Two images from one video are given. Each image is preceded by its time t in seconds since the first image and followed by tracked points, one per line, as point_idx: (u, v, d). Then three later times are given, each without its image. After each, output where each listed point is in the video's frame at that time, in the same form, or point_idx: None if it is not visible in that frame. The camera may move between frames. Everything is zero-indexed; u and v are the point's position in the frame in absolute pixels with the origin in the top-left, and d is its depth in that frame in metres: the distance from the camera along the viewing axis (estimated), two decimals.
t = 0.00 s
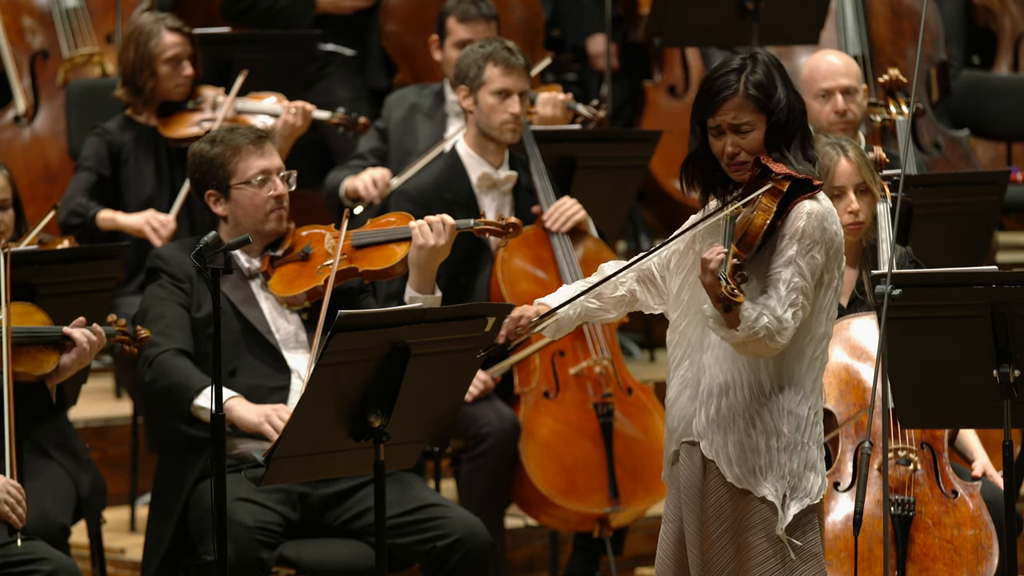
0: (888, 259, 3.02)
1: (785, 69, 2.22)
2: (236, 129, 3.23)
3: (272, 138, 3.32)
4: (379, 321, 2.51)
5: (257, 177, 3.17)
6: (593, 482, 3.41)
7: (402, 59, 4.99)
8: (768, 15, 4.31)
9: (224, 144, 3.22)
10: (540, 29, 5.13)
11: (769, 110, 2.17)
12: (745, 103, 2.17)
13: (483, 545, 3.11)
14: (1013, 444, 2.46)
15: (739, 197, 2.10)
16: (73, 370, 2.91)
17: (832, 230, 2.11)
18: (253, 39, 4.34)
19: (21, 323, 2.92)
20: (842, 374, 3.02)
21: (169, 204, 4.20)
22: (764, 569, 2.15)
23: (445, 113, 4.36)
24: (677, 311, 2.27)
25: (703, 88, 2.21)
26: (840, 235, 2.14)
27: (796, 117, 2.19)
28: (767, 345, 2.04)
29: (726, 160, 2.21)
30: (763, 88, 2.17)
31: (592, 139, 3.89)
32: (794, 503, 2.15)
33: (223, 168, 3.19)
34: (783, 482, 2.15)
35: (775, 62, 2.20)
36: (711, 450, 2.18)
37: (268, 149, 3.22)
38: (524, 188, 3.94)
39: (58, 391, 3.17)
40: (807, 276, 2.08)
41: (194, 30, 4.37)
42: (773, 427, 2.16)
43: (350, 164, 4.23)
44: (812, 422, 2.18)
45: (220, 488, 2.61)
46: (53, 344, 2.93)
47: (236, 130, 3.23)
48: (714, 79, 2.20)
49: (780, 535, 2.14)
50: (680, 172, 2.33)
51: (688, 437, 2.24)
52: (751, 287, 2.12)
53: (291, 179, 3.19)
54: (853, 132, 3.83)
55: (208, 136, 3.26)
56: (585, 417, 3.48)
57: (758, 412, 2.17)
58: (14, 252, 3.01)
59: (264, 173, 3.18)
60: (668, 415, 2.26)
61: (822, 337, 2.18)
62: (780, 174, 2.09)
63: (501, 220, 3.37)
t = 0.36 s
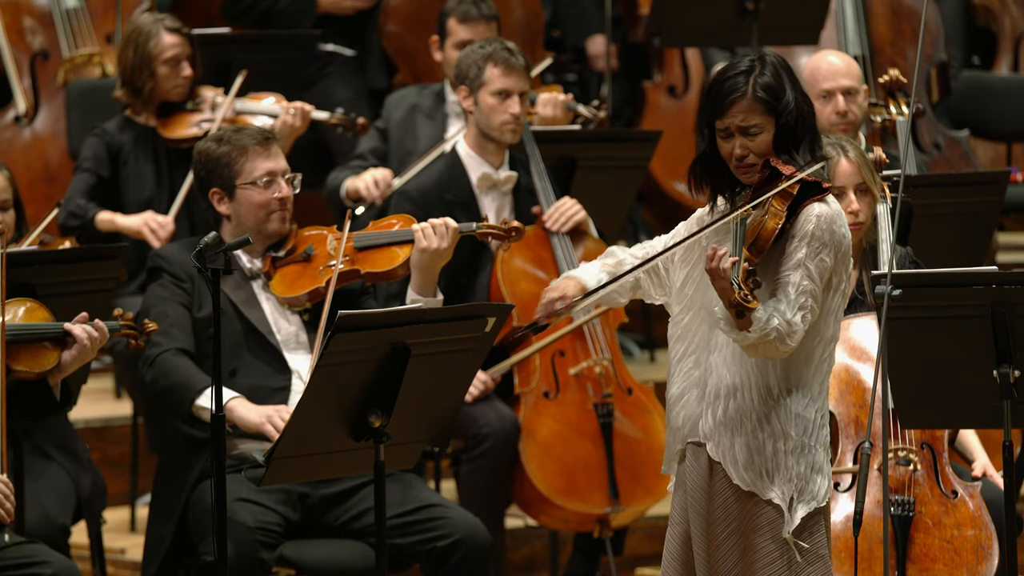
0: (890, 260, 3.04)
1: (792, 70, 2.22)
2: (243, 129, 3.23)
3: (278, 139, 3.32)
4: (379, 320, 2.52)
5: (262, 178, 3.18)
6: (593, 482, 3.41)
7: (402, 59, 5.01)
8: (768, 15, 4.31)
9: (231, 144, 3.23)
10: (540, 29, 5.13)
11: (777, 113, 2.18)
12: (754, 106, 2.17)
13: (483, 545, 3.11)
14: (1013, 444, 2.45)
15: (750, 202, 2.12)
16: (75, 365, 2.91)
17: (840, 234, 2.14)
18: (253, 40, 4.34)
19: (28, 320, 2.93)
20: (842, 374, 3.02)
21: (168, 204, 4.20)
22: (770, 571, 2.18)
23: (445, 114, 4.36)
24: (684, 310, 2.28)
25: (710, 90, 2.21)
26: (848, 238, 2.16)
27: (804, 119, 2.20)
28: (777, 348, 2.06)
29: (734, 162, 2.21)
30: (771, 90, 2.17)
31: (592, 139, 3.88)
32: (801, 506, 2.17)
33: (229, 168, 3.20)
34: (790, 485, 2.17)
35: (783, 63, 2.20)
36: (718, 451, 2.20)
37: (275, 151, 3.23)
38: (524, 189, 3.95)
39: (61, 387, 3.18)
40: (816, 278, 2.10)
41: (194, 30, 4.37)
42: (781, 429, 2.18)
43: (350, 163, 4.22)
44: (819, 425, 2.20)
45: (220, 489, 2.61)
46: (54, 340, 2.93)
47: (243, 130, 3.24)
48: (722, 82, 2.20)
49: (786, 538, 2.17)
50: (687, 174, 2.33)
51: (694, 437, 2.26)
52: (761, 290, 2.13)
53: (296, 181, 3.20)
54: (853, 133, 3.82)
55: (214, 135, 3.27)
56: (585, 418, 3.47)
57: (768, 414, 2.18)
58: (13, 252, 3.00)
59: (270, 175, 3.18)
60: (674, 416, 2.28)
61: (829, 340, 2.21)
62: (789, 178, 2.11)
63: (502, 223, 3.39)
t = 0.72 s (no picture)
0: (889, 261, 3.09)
1: (798, 73, 2.24)
2: (248, 131, 3.24)
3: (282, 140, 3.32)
4: (380, 321, 2.52)
5: (266, 181, 3.17)
6: (593, 483, 3.41)
7: (402, 60, 4.99)
8: (769, 15, 4.31)
9: (235, 145, 3.22)
10: (540, 30, 5.13)
11: (783, 116, 2.19)
12: (760, 110, 2.18)
13: (483, 546, 3.11)
14: (1014, 444, 2.45)
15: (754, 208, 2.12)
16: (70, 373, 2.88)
17: (848, 235, 2.14)
18: (254, 40, 4.34)
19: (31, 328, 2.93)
20: (842, 375, 3.02)
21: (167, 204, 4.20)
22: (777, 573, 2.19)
23: (446, 114, 4.36)
24: (692, 311, 2.31)
25: (716, 94, 2.23)
26: (856, 239, 2.16)
27: (811, 122, 2.21)
28: (778, 351, 2.09)
29: (741, 166, 2.22)
30: (776, 94, 2.18)
31: (593, 139, 3.87)
32: (808, 508, 2.18)
33: (233, 169, 3.20)
34: (798, 487, 2.18)
35: (789, 67, 2.22)
36: (725, 453, 2.22)
37: (279, 154, 3.22)
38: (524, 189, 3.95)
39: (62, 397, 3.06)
40: (821, 282, 2.12)
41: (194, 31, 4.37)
42: (788, 431, 2.19)
43: (351, 164, 4.23)
44: (827, 427, 2.21)
45: (220, 489, 2.61)
46: (54, 347, 2.92)
47: (248, 132, 3.24)
48: (728, 86, 2.22)
49: (794, 540, 2.17)
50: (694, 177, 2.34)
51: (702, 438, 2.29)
52: (766, 294, 2.15)
53: (300, 184, 3.19)
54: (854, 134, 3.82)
55: (219, 135, 3.27)
56: (585, 418, 3.47)
57: (774, 416, 2.20)
58: (13, 251, 3.00)
59: (274, 178, 3.17)
60: (683, 417, 2.31)
61: (838, 342, 2.21)
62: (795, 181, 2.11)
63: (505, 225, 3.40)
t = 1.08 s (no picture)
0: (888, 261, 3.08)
1: (797, 76, 2.24)
2: (247, 131, 3.23)
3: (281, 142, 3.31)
4: (379, 321, 2.52)
5: (263, 182, 3.16)
6: (592, 483, 3.41)
7: (402, 61, 4.98)
8: (768, 15, 4.31)
9: (234, 145, 3.22)
10: (539, 30, 5.13)
11: (783, 121, 2.19)
12: (759, 115, 2.18)
13: (482, 546, 3.11)
14: (1012, 445, 2.44)
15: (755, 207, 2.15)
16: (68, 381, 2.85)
17: (851, 237, 2.13)
18: (253, 41, 4.34)
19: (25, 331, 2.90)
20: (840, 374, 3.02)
21: (165, 205, 4.19)
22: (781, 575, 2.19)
23: (445, 116, 4.35)
24: (696, 310, 2.31)
25: (716, 100, 2.23)
26: (860, 242, 2.16)
27: (811, 125, 2.22)
28: (781, 352, 2.09)
29: (743, 171, 2.23)
30: (775, 99, 2.18)
31: (592, 139, 3.86)
32: (812, 510, 2.18)
33: (231, 170, 3.20)
34: (802, 488, 2.18)
35: (787, 71, 2.22)
36: (728, 453, 2.22)
37: (277, 155, 3.21)
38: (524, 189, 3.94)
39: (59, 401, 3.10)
40: (824, 285, 2.12)
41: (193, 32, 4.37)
42: (792, 433, 2.19)
43: (348, 166, 4.23)
44: (832, 428, 2.21)
45: (219, 490, 2.61)
46: (51, 353, 2.91)
47: (247, 132, 3.23)
48: (727, 91, 2.22)
49: (798, 542, 2.18)
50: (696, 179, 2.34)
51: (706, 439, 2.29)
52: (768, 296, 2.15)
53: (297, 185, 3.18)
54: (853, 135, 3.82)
55: (218, 135, 3.26)
56: (584, 419, 3.47)
57: (777, 418, 2.20)
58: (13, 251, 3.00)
59: (271, 179, 3.17)
60: (687, 417, 2.31)
61: (842, 344, 2.21)
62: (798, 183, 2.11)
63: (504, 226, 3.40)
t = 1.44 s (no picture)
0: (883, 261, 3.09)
1: (786, 78, 2.22)
2: (228, 132, 3.22)
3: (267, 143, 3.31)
4: (373, 322, 2.51)
5: (243, 183, 3.16)
6: (586, 483, 3.40)
7: (395, 61, 4.96)
8: (761, 16, 4.31)
9: (215, 148, 3.22)
10: (533, 31, 5.12)
11: (771, 126, 2.19)
12: (746, 122, 2.18)
13: (476, 548, 3.11)
14: (1007, 446, 2.43)
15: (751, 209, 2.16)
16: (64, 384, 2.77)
17: (847, 240, 2.13)
18: (247, 42, 4.33)
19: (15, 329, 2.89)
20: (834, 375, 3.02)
21: (159, 206, 4.19)
22: None
23: (439, 118, 4.32)
24: (694, 310, 2.31)
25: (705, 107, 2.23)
26: (857, 244, 2.16)
27: (801, 127, 2.21)
28: (778, 356, 2.09)
29: (737, 176, 2.24)
30: (762, 105, 2.17)
31: (585, 140, 3.87)
32: (809, 512, 2.18)
33: (211, 172, 3.20)
34: (798, 491, 2.18)
35: (775, 75, 2.20)
36: (725, 455, 2.22)
37: (257, 154, 3.21)
38: (519, 190, 3.93)
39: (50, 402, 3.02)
40: (820, 288, 2.12)
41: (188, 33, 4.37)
42: (789, 435, 2.19)
43: (344, 168, 4.26)
44: (828, 431, 2.21)
45: (213, 490, 2.60)
46: (43, 352, 2.91)
47: (228, 134, 3.23)
48: (716, 98, 2.21)
49: (794, 545, 2.17)
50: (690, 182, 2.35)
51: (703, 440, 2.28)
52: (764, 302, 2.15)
53: (277, 183, 3.17)
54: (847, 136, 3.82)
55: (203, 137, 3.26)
56: (578, 420, 3.46)
57: (774, 420, 2.20)
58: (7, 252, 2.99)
59: (250, 179, 3.17)
60: (684, 418, 2.31)
61: (838, 346, 2.21)
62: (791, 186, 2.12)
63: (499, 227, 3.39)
